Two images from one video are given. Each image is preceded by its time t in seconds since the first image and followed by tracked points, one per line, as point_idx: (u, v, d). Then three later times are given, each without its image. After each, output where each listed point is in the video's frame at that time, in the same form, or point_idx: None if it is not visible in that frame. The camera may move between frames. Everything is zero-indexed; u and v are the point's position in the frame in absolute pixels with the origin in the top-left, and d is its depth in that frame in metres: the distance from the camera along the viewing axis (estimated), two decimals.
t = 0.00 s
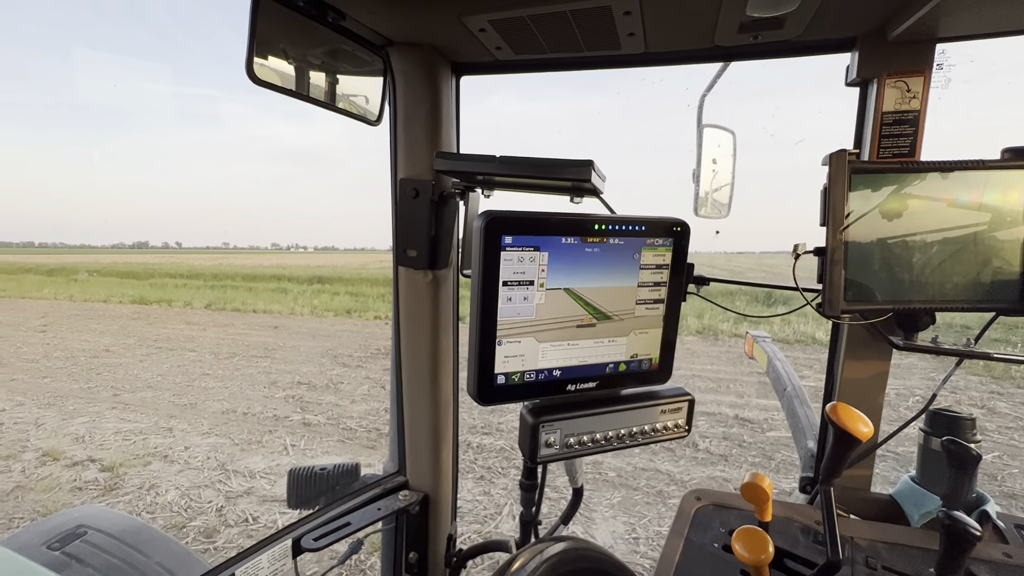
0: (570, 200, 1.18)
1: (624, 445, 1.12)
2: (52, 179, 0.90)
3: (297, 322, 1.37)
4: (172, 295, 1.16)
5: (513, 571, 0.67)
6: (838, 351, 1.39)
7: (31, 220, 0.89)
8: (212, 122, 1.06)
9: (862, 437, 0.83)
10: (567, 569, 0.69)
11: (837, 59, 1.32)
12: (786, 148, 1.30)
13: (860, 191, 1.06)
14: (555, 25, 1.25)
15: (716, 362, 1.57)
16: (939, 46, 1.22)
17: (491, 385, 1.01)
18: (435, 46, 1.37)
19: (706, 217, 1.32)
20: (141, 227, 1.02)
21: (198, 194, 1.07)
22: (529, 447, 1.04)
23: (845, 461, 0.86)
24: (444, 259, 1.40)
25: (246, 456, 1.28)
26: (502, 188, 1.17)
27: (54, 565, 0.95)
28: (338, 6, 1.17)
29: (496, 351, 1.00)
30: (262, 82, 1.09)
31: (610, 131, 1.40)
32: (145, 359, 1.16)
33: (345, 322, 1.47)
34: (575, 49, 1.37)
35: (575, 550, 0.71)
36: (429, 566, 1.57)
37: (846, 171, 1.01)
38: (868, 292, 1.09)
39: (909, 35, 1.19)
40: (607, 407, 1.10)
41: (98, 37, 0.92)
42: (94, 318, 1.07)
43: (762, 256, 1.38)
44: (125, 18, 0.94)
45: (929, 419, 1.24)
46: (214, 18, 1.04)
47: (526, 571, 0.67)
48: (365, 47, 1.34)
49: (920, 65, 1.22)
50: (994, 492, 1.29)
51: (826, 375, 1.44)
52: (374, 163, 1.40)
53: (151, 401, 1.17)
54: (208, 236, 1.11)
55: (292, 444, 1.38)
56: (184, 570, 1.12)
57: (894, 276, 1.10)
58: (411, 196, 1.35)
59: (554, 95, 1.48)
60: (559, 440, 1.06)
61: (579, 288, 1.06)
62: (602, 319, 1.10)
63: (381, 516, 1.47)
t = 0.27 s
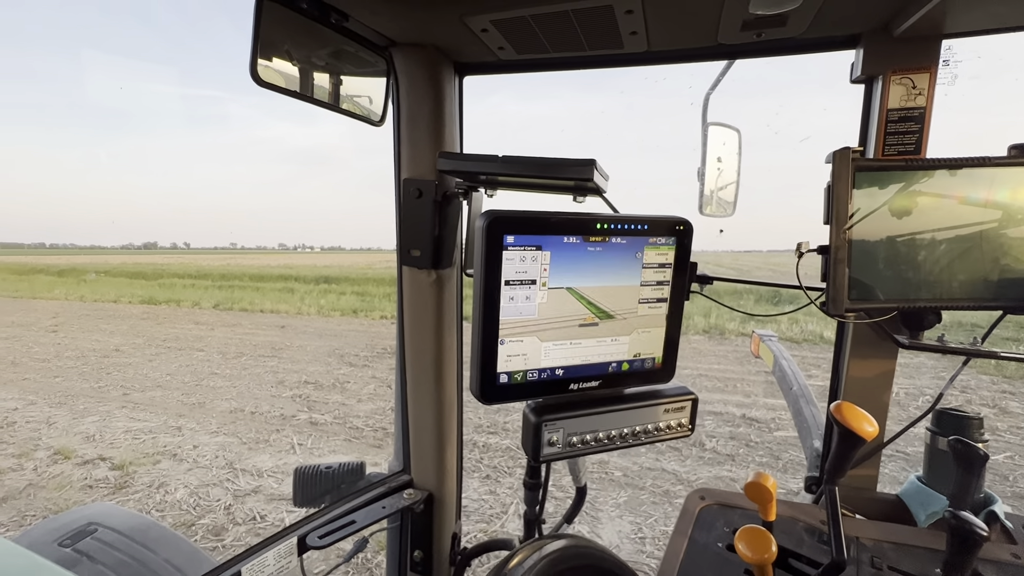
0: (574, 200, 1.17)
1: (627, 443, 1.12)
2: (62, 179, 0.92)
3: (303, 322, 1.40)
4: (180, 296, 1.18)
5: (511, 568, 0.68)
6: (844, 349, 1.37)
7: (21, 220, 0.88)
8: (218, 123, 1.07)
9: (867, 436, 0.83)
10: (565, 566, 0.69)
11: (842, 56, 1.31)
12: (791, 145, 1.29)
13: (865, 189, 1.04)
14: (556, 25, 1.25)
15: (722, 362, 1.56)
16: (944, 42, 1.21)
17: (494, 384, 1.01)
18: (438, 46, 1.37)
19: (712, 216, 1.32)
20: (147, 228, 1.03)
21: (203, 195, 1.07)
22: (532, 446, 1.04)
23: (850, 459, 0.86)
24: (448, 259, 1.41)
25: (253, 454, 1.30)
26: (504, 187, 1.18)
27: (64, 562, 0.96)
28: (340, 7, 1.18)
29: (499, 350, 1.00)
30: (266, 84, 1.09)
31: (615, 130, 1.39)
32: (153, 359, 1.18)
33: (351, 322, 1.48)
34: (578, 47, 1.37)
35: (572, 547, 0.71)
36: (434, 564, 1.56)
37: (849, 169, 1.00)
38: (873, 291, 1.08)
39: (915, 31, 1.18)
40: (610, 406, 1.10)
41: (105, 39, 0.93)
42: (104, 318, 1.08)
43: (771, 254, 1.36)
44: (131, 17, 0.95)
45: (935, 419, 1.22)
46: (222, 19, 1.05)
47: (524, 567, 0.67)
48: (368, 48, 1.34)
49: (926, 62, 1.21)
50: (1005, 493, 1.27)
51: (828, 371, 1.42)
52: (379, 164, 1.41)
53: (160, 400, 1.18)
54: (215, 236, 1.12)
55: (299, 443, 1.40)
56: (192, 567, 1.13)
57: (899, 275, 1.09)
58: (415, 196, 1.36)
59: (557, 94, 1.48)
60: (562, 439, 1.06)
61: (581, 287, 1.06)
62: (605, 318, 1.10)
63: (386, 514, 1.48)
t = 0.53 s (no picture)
0: (579, 197, 1.18)
1: (635, 440, 1.11)
2: (77, 179, 0.93)
3: (313, 321, 1.41)
4: (192, 295, 1.19)
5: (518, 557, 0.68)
6: (855, 345, 1.35)
7: (24, 220, 0.88)
8: (229, 124, 1.08)
9: (879, 434, 0.81)
10: (572, 558, 0.69)
11: (853, 49, 1.30)
12: (801, 140, 1.28)
13: (876, 184, 1.03)
14: (563, 21, 1.25)
15: (732, 361, 1.56)
16: (958, 34, 1.19)
17: (501, 380, 1.01)
18: (446, 45, 1.38)
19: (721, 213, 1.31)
20: (160, 228, 1.04)
21: (214, 195, 1.08)
22: (540, 442, 1.04)
23: (861, 457, 0.85)
24: (456, 257, 1.41)
25: (263, 452, 1.33)
26: (511, 185, 1.19)
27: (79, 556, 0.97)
28: (349, 6, 1.19)
29: (506, 347, 1.01)
30: (275, 82, 1.10)
31: (623, 128, 1.39)
32: (166, 357, 1.21)
33: (360, 321, 1.49)
34: (585, 44, 1.37)
35: (580, 540, 0.71)
36: (442, 562, 1.56)
37: (860, 163, 1.00)
38: (884, 287, 1.07)
39: (928, 23, 1.17)
40: (618, 403, 1.09)
41: (118, 40, 0.94)
42: (115, 316, 1.10)
43: (781, 252, 1.35)
44: (145, 18, 0.96)
45: (948, 416, 1.22)
46: (233, 20, 1.06)
47: (531, 559, 0.67)
48: (376, 46, 1.35)
49: (938, 55, 1.20)
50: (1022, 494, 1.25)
51: (838, 368, 1.41)
52: (387, 164, 1.41)
53: (173, 398, 1.21)
54: (225, 235, 1.13)
55: (309, 440, 1.41)
56: (204, 561, 1.14)
57: (911, 271, 1.08)
58: (423, 194, 1.36)
59: (563, 93, 1.49)
60: (569, 436, 1.06)
61: (588, 282, 1.06)
62: (611, 314, 1.09)
63: (395, 510, 1.47)
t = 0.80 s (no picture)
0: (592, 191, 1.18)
1: (648, 437, 1.11)
2: (94, 179, 0.95)
3: (325, 319, 1.42)
4: (207, 293, 1.21)
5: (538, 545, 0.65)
6: (873, 344, 1.33)
7: (31, 220, 0.89)
8: (243, 125, 1.10)
9: (899, 431, 0.80)
10: (591, 551, 0.68)
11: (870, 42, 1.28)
12: (818, 135, 1.26)
13: (896, 178, 1.02)
14: (575, 16, 1.25)
15: (745, 360, 1.55)
16: (981, 24, 1.16)
17: (514, 375, 1.01)
18: (457, 41, 1.38)
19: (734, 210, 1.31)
20: (175, 228, 1.06)
21: (228, 194, 1.10)
22: (553, 438, 1.04)
23: (879, 455, 0.84)
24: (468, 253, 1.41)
25: (277, 449, 1.34)
26: (524, 180, 1.18)
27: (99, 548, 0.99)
28: (362, 2, 1.19)
29: (519, 342, 1.00)
30: (290, 80, 1.10)
31: (635, 124, 1.38)
32: (181, 354, 1.22)
33: (372, 319, 1.50)
34: (597, 38, 1.36)
35: (598, 533, 0.70)
36: (454, 557, 1.57)
37: (880, 154, 0.98)
38: (903, 283, 1.05)
39: (949, 13, 1.15)
40: (631, 399, 1.09)
41: (134, 39, 0.95)
42: (133, 313, 1.12)
43: (794, 251, 1.34)
44: (161, 19, 0.97)
45: (971, 415, 1.21)
46: (244, 20, 1.06)
47: (547, 553, 0.63)
48: (388, 43, 1.35)
49: (961, 46, 1.17)
50: None
51: (859, 367, 1.38)
52: (398, 163, 1.42)
53: (188, 395, 1.22)
54: (243, 234, 1.15)
55: (321, 438, 1.43)
56: (219, 555, 1.15)
57: (931, 266, 1.06)
58: (435, 190, 1.34)
59: (574, 91, 1.49)
60: (582, 432, 1.06)
61: (602, 278, 1.06)
62: (624, 310, 1.09)
63: (407, 506, 1.47)
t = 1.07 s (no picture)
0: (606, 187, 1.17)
1: (661, 433, 1.11)
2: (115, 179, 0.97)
3: (340, 317, 1.44)
4: (223, 291, 1.23)
5: (540, 540, 0.62)
6: (890, 344, 1.31)
7: (35, 220, 0.89)
8: (259, 124, 1.11)
9: (916, 430, 0.79)
10: (595, 546, 0.65)
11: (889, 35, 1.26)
12: (834, 130, 1.25)
13: (915, 173, 1.00)
14: (588, 12, 1.24)
15: (761, 358, 1.55)
16: (1005, 15, 1.14)
17: (527, 371, 1.01)
18: (470, 38, 1.38)
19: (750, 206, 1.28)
20: (193, 227, 1.08)
21: (244, 194, 1.12)
22: (565, 434, 1.04)
23: (896, 455, 0.83)
24: (481, 250, 1.42)
25: (293, 444, 1.37)
26: (536, 178, 1.18)
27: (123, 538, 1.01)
28: (377, 3, 1.20)
29: (531, 338, 1.01)
30: (306, 80, 1.12)
31: (648, 121, 1.38)
32: (200, 351, 1.25)
33: (385, 317, 1.51)
34: (611, 35, 1.36)
35: (605, 526, 0.66)
36: (467, 550, 1.57)
37: (898, 148, 0.96)
38: (922, 279, 1.03)
39: (972, 4, 1.12)
40: (643, 396, 1.09)
41: (154, 41, 0.96)
42: (152, 310, 1.15)
43: (812, 248, 1.32)
44: (180, 22, 0.98)
45: (993, 415, 1.18)
46: (260, 20, 1.08)
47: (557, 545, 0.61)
48: (402, 42, 1.35)
49: (984, 38, 1.15)
50: None
51: (877, 365, 1.35)
52: (411, 162, 1.42)
53: (206, 391, 1.25)
54: (258, 233, 1.17)
55: (336, 434, 1.46)
56: (237, 546, 1.15)
57: (952, 262, 1.04)
58: (449, 188, 1.34)
59: (586, 89, 1.49)
60: (594, 428, 1.06)
61: (615, 276, 1.06)
62: (640, 307, 1.09)
63: (422, 500, 1.46)
